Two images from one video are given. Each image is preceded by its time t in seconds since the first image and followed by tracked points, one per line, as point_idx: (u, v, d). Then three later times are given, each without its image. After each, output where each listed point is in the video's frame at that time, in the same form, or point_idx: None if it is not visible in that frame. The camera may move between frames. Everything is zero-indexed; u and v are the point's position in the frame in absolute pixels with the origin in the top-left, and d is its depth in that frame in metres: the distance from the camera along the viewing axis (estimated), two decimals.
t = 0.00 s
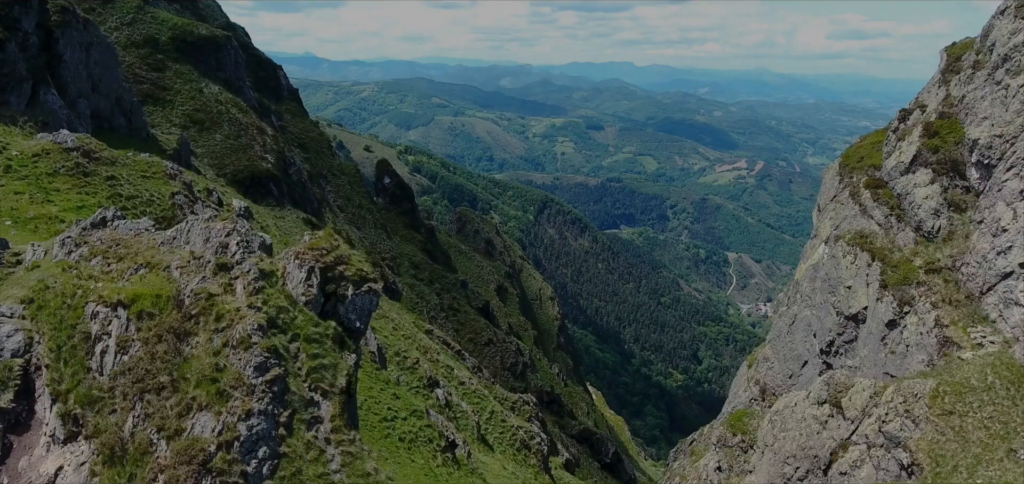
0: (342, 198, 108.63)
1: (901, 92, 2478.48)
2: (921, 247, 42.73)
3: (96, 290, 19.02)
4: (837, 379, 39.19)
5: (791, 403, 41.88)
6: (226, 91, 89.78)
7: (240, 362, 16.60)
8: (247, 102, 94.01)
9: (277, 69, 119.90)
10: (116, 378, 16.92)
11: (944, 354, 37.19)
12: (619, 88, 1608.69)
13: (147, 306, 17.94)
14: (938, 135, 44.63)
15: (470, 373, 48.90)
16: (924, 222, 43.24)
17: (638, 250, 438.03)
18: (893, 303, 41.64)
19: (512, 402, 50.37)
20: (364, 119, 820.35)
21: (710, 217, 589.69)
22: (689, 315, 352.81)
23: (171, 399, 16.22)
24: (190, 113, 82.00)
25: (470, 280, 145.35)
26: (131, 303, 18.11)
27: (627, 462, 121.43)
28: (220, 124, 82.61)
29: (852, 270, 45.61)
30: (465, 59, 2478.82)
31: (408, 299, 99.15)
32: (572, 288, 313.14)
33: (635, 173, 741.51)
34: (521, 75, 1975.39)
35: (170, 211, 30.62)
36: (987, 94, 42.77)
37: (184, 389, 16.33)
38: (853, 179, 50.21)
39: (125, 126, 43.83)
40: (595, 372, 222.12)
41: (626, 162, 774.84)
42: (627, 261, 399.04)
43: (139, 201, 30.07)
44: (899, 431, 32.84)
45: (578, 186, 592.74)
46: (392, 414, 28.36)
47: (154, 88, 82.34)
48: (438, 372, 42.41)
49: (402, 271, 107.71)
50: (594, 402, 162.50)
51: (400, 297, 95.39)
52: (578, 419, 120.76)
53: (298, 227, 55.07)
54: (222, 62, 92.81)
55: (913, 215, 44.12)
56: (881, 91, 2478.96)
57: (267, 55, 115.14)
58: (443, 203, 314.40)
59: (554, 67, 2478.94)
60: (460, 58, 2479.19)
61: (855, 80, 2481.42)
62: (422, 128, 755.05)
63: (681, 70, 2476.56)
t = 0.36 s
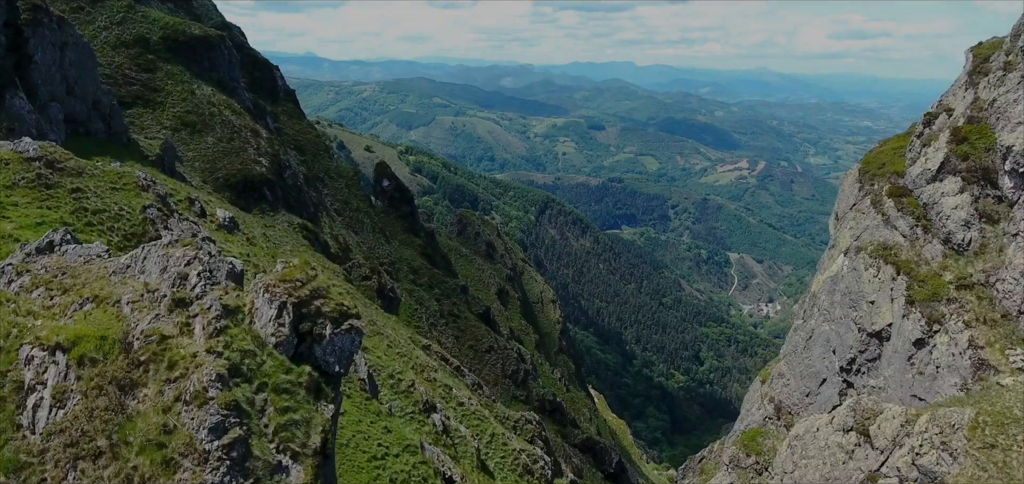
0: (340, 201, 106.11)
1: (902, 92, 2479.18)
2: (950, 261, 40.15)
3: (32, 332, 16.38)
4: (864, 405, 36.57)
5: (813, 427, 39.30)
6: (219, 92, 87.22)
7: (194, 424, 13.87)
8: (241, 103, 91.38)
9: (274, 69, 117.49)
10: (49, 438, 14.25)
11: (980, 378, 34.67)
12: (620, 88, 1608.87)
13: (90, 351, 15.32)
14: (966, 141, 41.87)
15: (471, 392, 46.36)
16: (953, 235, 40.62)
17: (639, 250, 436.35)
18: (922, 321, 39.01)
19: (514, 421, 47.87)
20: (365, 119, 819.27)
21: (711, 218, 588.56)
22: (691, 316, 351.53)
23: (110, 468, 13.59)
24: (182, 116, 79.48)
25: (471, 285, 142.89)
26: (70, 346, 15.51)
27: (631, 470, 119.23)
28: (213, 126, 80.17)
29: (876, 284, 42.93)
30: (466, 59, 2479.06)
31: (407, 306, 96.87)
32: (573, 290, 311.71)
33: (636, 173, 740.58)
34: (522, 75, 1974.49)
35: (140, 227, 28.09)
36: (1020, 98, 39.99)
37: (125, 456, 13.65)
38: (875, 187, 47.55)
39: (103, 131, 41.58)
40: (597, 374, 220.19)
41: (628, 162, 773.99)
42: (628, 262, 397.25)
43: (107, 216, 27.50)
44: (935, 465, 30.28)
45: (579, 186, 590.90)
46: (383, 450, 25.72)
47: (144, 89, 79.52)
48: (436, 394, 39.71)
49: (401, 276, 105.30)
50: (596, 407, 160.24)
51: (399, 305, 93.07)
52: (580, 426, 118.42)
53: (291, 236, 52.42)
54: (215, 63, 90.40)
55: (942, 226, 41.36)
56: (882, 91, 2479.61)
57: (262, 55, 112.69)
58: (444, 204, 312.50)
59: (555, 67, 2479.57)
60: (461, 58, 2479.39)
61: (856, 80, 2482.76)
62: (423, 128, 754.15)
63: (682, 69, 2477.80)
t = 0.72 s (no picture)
0: (337, 205, 103.47)
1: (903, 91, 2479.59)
2: (983, 277, 37.56)
3: None
4: (896, 434, 33.90)
5: (837, 456, 36.60)
6: (212, 94, 84.65)
7: None
8: (235, 105, 88.77)
9: (270, 69, 115.04)
10: None
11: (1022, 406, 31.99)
12: (621, 88, 1609.82)
13: (5, 413, 12.68)
14: (999, 147, 39.29)
15: (471, 412, 43.77)
16: (986, 248, 38.07)
17: (640, 251, 434.71)
18: (954, 341, 36.36)
19: (514, 442, 45.14)
20: (366, 119, 818.94)
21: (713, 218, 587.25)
22: (692, 316, 350.08)
23: None
24: (173, 118, 76.93)
25: (471, 289, 140.31)
26: None
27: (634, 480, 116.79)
28: (205, 128, 77.75)
29: (901, 300, 40.31)
30: (467, 59, 2480.29)
31: (406, 313, 94.39)
32: (575, 290, 310.12)
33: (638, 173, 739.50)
34: (523, 75, 1974.63)
35: (105, 244, 25.44)
36: None
37: None
38: (898, 195, 44.92)
39: (78, 136, 39.06)
40: (599, 376, 218.32)
41: (629, 162, 772.68)
42: (629, 262, 395.45)
43: (68, 232, 25.02)
44: None
45: (580, 186, 589.47)
46: None
47: (134, 90, 76.76)
48: (432, 419, 36.94)
49: (400, 281, 102.82)
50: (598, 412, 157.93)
51: (397, 313, 90.76)
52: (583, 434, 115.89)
53: (282, 245, 49.93)
54: (209, 63, 88.05)
55: (974, 238, 38.75)
56: (883, 90, 2479.63)
57: (258, 55, 110.18)
58: (445, 204, 310.53)
59: (556, 67, 2480.89)
60: (462, 58, 2480.74)
61: (857, 80, 2486.71)
62: (425, 128, 753.37)
63: (683, 70, 2478.71)
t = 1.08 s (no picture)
0: (333, 207, 100.87)
1: (904, 90, 2478.70)
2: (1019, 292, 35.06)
3: None
4: (932, 465, 31.24)
5: None
6: (203, 93, 82.05)
7: None
8: (227, 105, 86.08)
9: (265, 68, 112.41)
10: None
11: None
12: (623, 86, 1608.62)
13: None
14: None
15: (469, 434, 41.05)
16: None
17: (642, 250, 432.73)
18: (991, 362, 33.68)
19: (517, 463, 42.38)
20: (367, 117, 816.93)
21: (715, 217, 584.73)
22: (694, 316, 347.85)
23: None
24: (162, 118, 74.35)
25: (471, 291, 137.57)
26: None
27: None
28: (196, 129, 75.33)
29: (930, 315, 37.69)
30: (469, 58, 2483.39)
31: (404, 319, 91.75)
32: (575, 289, 308.51)
33: (639, 171, 737.24)
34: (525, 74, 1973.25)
35: (59, 264, 22.92)
36: None
37: None
38: (926, 201, 42.48)
39: (49, 140, 36.75)
40: (600, 377, 216.40)
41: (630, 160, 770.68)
42: (631, 261, 393.22)
43: (17, 252, 22.56)
44: None
45: (581, 185, 587.35)
46: None
47: (122, 89, 74.22)
48: (427, 445, 34.21)
49: (399, 286, 100.17)
50: (600, 415, 155.44)
51: (394, 319, 88.35)
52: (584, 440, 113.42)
53: (272, 253, 47.39)
54: (200, 62, 85.52)
55: (1010, 251, 36.13)
56: (885, 89, 2479.99)
57: (253, 54, 107.56)
58: (446, 203, 308.00)
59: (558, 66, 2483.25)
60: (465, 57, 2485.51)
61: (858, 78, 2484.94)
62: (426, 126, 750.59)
63: (685, 68, 2479.03)
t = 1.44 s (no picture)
0: (330, 206, 97.98)
1: (904, 86, 2479.04)
2: None
3: None
4: None
5: None
6: (194, 90, 79.51)
7: None
8: (219, 102, 83.47)
9: (260, 64, 109.91)
10: None
11: None
12: (624, 82, 1604.43)
13: None
14: None
15: (467, 454, 38.44)
16: None
17: (643, 246, 430.84)
18: None
19: None
20: (367, 113, 814.31)
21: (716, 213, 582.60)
22: (695, 312, 346.14)
23: None
24: (150, 116, 71.63)
25: (471, 291, 135.00)
26: None
27: None
28: (187, 127, 72.72)
29: (963, 331, 36.35)
30: (470, 54, 2481.25)
31: (402, 322, 89.34)
32: (577, 285, 306.87)
33: (640, 167, 735.41)
34: (526, 70, 1968.92)
35: (3, 288, 20.29)
36: None
37: None
38: (955, 207, 42.27)
39: (15, 141, 33.59)
40: (601, 374, 214.50)
41: (631, 156, 768.67)
42: (632, 257, 391.13)
43: None
44: None
45: (583, 181, 584.86)
46: None
47: (108, 86, 71.46)
48: (421, 472, 31.63)
49: (397, 288, 97.59)
50: (602, 415, 153.17)
51: (392, 323, 85.91)
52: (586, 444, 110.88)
53: (261, 260, 44.88)
54: (191, 58, 83.09)
55: None
56: (886, 84, 2477.35)
57: (247, 49, 105.02)
58: (446, 199, 305.88)
59: (559, 61, 2480.85)
60: (466, 53, 2483.28)
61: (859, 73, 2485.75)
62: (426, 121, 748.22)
63: (686, 63, 2476.20)
